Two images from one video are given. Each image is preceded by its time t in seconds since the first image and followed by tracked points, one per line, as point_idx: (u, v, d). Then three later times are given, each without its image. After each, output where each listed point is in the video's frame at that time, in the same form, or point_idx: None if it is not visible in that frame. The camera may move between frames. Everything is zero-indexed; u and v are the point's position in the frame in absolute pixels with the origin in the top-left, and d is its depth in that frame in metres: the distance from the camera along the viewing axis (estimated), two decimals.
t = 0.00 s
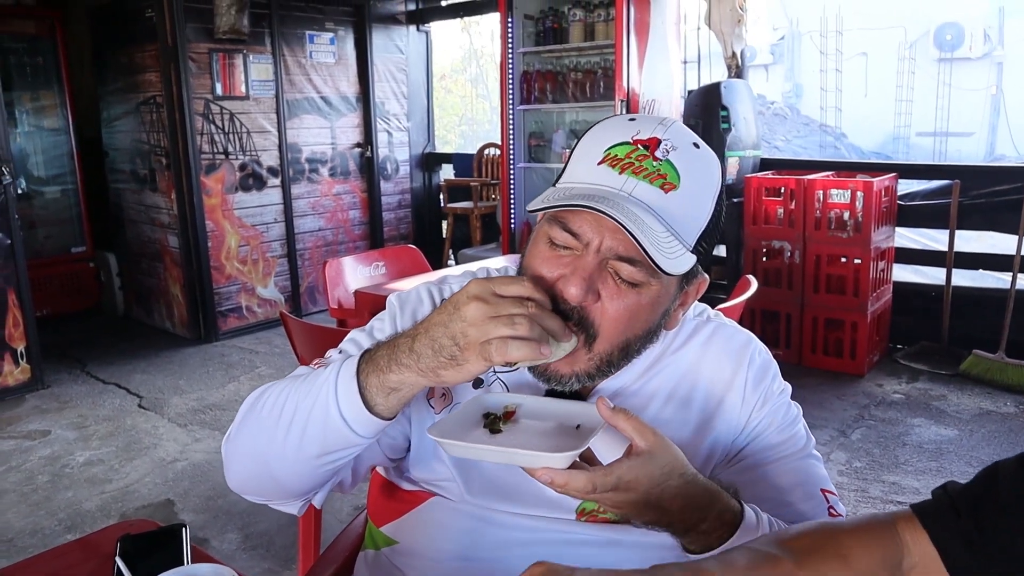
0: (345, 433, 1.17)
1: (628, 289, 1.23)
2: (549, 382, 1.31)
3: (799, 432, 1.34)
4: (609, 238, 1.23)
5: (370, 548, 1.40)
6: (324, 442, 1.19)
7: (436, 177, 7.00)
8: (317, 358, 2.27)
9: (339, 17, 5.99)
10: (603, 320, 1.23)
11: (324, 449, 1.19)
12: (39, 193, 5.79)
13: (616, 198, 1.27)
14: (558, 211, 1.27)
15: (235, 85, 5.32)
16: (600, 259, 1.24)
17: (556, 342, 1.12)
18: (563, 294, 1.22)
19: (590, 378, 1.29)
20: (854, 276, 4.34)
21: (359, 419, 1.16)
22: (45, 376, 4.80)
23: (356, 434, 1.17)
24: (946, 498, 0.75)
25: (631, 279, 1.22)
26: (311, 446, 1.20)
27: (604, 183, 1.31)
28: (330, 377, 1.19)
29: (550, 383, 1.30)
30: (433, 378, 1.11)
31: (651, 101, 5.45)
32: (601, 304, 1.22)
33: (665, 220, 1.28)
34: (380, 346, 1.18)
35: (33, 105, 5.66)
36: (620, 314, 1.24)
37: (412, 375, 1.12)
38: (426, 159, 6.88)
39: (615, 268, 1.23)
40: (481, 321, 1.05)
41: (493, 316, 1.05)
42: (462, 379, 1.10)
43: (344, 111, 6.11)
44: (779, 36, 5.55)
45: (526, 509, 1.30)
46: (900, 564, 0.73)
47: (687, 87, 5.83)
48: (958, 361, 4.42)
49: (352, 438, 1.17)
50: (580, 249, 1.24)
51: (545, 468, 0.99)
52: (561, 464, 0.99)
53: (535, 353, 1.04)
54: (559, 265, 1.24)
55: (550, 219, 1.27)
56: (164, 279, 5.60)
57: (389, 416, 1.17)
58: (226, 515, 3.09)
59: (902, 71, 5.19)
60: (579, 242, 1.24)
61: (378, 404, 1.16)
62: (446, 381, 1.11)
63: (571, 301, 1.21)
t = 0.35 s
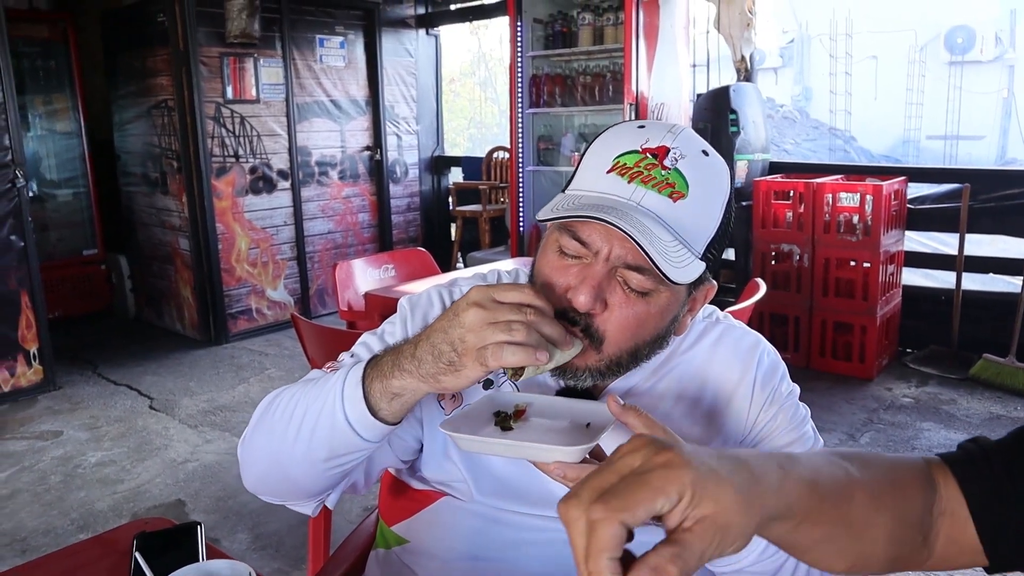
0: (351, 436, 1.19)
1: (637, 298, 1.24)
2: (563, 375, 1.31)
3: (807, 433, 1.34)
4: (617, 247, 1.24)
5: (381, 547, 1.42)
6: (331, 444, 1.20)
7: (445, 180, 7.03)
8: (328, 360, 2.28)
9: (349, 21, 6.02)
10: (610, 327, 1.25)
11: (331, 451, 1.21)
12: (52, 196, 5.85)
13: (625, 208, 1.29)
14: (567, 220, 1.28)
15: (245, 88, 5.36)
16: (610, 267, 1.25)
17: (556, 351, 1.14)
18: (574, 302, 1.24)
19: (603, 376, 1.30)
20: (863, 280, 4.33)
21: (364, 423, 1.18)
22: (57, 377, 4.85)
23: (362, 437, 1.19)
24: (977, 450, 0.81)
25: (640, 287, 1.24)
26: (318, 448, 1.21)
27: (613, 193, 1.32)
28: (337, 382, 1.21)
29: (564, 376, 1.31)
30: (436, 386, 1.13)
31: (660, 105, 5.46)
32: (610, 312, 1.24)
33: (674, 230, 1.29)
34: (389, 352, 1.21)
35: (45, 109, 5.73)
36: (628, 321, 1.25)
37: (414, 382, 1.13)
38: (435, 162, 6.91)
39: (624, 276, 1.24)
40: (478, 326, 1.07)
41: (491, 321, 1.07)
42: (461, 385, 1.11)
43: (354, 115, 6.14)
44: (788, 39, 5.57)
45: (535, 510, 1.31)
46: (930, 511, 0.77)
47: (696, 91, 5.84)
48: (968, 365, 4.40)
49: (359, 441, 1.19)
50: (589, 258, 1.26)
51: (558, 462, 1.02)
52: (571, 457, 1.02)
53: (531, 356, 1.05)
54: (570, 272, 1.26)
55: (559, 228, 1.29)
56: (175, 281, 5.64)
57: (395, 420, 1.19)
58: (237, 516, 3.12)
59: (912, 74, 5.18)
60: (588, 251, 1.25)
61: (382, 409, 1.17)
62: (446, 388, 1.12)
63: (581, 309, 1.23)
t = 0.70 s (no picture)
0: (354, 443, 1.20)
1: (653, 298, 1.26)
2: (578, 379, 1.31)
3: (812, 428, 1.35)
4: (634, 246, 1.26)
5: (391, 543, 1.42)
6: (336, 452, 1.22)
7: (451, 181, 7.05)
8: (336, 359, 2.30)
9: (356, 22, 6.05)
10: (626, 326, 1.26)
11: (336, 457, 1.23)
12: (60, 196, 5.89)
13: (641, 207, 1.30)
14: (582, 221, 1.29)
15: (252, 89, 5.39)
16: (626, 267, 1.27)
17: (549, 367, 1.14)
18: (592, 301, 1.25)
19: (618, 376, 1.31)
20: (869, 282, 4.33)
21: (367, 432, 1.19)
22: (65, 377, 4.88)
23: (365, 444, 1.21)
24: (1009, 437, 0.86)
25: (656, 287, 1.26)
26: (323, 455, 1.23)
27: (629, 194, 1.34)
28: (342, 390, 1.22)
29: (579, 381, 1.31)
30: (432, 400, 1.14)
31: (666, 107, 5.47)
32: (626, 312, 1.26)
33: (690, 229, 1.31)
34: (393, 360, 1.22)
35: (53, 110, 5.76)
36: (643, 321, 1.27)
37: (411, 393, 1.15)
38: (441, 163, 6.93)
39: (641, 276, 1.26)
40: (470, 345, 1.07)
41: (481, 338, 1.07)
42: (453, 399, 1.12)
43: (360, 116, 6.16)
44: (794, 41, 5.58)
45: (546, 505, 1.33)
46: (969, 494, 0.81)
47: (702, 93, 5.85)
48: (974, 368, 4.40)
49: (362, 447, 1.21)
50: (606, 257, 1.27)
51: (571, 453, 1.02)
52: (584, 448, 1.01)
53: (515, 377, 1.04)
54: (586, 272, 1.27)
55: (574, 229, 1.31)
56: (182, 282, 5.67)
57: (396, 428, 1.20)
58: (244, 515, 3.14)
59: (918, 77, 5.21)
60: (605, 251, 1.27)
61: (384, 417, 1.19)
62: (441, 402, 1.13)
63: (598, 308, 1.25)
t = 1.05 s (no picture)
0: (369, 442, 1.22)
1: (671, 293, 1.27)
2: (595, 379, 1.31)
3: (824, 425, 1.36)
4: (653, 242, 1.27)
5: (404, 537, 1.45)
6: (351, 451, 1.24)
7: (457, 181, 7.07)
8: (345, 356, 2.32)
9: (364, 23, 6.07)
10: (644, 324, 1.27)
11: (352, 456, 1.24)
12: (68, 196, 5.92)
13: (658, 204, 1.31)
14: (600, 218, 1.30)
15: (260, 89, 5.42)
16: (645, 263, 1.28)
17: (551, 393, 1.16)
18: (611, 298, 1.26)
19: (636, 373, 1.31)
20: (876, 283, 4.34)
21: (382, 431, 1.21)
22: (74, 375, 4.91)
23: (379, 443, 1.22)
24: None
25: (674, 281, 1.27)
26: (339, 453, 1.25)
27: (646, 191, 1.34)
28: (357, 391, 1.24)
29: (597, 379, 1.30)
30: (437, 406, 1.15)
31: (673, 107, 5.48)
32: (644, 307, 1.26)
33: (707, 224, 1.33)
34: (409, 362, 1.23)
35: (62, 109, 5.79)
36: (661, 317, 1.28)
37: (419, 394, 1.17)
38: (448, 164, 6.95)
39: (659, 271, 1.28)
40: (479, 361, 1.09)
41: (489, 353, 1.09)
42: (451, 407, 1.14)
43: (367, 116, 6.19)
44: (800, 42, 5.60)
45: (560, 498, 1.34)
46: None
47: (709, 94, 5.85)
48: (981, 369, 4.40)
49: (375, 447, 1.22)
50: (625, 254, 1.28)
51: (589, 464, 0.96)
52: (602, 459, 0.96)
53: (506, 393, 1.05)
54: (605, 269, 1.28)
55: (592, 226, 1.31)
56: (190, 281, 5.70)
57: (410, 427, 1.21)
58: (253, 512, 3.16)
59: (924, 78, 5.20)
60: (623, 247, 1.28)
61: (395, 416, 1.21)
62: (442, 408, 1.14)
63: (617, 304, 1.26)
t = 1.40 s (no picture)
0: (385, 462, 1.24)
1: (687, 290, 1.28)
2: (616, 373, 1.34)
3: (834, 425, 1.35)
4: (666, 241, 1.27)
5: (417, 533, 1.46)
6: (366, 467, 1.25)
7: (463, 180, 7.08)
8: (353, 354, 2.33)
9: (370, 22, 6.08)
10: (663, 321, 1.28)
11: (368, 471, 1.26)
12: (76, 195, 5.94)
13: (671, 204, 1.31)
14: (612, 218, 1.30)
15: (267, 89, 5.43)
16: (659, 262, 1.28)
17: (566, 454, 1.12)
18: (628, 298, 1.27)
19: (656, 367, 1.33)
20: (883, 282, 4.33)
21: (399, 452, 1.23)
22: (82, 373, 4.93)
23: (395, 462, 1.24)
24: None
25: (689, 279, 1.28)
26: (355, 469, 1.27)
27: (657, 189, 1.34)
28: (378, 407, 1.25)
29: (618, 374, 1.34)
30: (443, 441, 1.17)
31: (679, 106, 5.48)
32: (662, 305, 1.27)
33: (719, 219, 1.33)
34: (432, 385, 1.24)
35: (70, 109, 5.82)
36: (679, 313, 1.29)
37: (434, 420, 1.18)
38: (454, 163, 6.96)
39: (674, 269, 1.28)
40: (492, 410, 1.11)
41: (507, 406, 1.10)
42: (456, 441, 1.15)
43: (373, 115, 6.20)
44: (806, 41, 5.58)
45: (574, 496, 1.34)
46: None
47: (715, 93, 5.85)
48: (988, 369, 4.39)
49: (391, 465, 1.24)
50: (639, 253, 1.28)
51: (605, 499, 0.98)
52: (617, 492, 0.98)
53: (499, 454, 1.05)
54: (620, 269, 1.29)
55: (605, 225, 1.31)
56: (197, 279, 5.72)
57: (424, 449, 1.22)
58: (261, 510, 3.17)
59: (931, 77, 5.20)
60: (637, 247, 1.28)
61: (410, 436, 1.22)
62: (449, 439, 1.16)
63: (634, 303, 1.27)
